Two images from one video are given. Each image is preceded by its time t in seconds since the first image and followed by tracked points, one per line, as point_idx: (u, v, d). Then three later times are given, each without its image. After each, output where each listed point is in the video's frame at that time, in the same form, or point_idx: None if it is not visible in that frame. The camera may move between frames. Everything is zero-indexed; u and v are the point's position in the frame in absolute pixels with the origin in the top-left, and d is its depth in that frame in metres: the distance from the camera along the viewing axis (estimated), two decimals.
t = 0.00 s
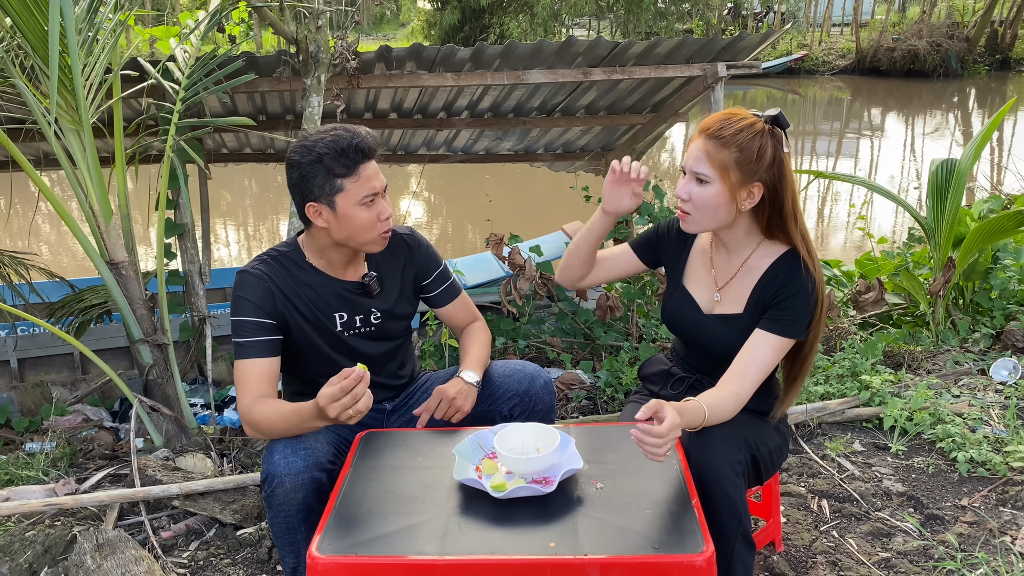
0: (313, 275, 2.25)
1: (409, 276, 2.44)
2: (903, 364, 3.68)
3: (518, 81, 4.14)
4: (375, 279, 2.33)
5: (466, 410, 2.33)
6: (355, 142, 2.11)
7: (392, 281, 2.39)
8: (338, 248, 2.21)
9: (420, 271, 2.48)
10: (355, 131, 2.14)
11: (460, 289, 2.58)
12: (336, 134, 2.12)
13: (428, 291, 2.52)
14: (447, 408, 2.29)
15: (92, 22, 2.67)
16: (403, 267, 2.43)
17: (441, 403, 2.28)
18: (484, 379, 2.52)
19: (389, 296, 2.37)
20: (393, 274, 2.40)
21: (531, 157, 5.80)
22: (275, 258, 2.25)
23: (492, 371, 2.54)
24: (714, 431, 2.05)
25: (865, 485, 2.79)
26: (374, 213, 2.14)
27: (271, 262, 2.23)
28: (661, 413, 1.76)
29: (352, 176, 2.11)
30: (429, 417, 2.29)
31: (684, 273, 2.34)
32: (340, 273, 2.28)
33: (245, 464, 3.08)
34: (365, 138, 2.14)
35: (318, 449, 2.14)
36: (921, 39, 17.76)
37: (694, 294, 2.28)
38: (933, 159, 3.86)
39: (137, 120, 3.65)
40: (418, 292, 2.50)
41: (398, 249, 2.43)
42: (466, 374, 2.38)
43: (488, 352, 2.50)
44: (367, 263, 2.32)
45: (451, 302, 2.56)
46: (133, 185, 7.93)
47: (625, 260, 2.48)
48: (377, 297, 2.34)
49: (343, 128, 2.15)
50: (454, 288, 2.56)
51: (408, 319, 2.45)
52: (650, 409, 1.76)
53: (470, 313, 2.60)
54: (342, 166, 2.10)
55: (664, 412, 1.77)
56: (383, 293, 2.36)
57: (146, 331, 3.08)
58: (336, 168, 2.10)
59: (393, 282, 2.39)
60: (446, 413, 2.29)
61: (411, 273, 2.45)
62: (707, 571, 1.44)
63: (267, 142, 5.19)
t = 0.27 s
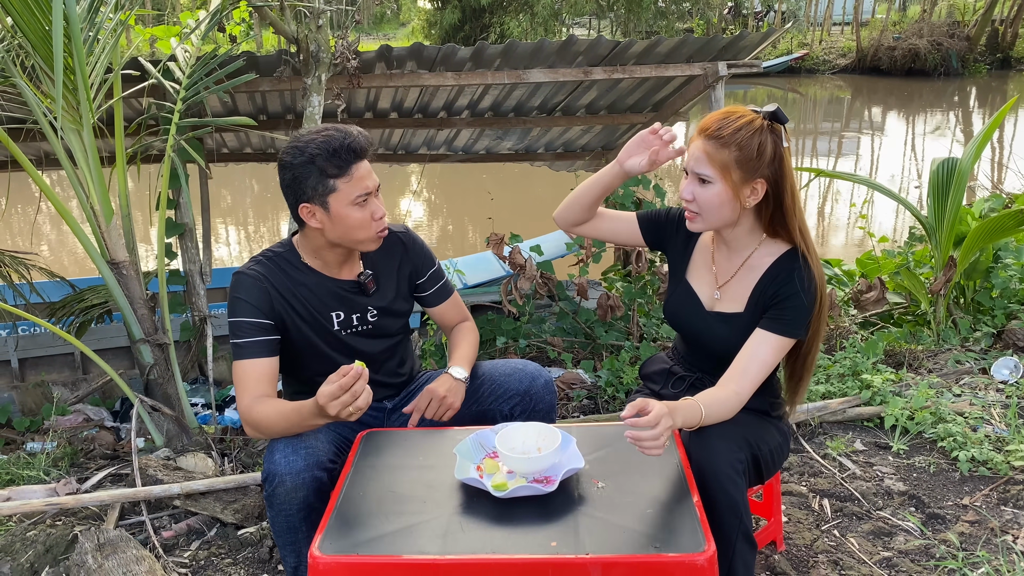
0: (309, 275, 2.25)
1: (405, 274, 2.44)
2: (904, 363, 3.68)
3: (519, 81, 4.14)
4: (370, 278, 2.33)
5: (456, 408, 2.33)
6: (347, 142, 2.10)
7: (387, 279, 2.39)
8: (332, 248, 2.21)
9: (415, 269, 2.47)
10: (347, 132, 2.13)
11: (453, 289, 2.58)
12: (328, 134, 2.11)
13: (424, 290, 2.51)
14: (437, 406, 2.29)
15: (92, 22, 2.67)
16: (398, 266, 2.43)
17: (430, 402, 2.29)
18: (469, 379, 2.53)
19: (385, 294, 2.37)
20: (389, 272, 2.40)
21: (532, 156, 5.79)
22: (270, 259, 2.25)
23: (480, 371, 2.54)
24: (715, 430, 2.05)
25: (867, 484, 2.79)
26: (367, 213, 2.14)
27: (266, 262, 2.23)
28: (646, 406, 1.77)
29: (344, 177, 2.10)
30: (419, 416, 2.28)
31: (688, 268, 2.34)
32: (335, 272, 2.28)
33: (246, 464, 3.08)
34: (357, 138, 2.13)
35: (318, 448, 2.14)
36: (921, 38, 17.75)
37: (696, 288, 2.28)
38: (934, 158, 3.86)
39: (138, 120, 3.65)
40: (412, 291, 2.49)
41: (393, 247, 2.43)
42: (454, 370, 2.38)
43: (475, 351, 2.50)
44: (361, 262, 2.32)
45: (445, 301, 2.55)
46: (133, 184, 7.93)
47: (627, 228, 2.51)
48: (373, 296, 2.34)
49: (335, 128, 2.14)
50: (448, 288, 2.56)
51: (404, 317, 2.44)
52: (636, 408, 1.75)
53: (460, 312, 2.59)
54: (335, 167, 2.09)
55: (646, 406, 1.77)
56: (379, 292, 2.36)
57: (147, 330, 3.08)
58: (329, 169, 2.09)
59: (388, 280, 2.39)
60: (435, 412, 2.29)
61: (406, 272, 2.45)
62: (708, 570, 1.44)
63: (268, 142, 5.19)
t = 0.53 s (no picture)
0: (306, 275, 2.25)
1: (402, 273, 2.44)
2: (905, 363, 3.68)
3: (519, 80, 4.14)
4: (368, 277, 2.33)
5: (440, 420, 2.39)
6: (342, 144, 2.10)
7: (385, 279, 2.38)
8: (329, 249, 2.21)
9: (411, 268, 2.47)
10: (342, 133, 2.12)
11: (445, 289, 2.58)
12: (324, 136, 2.11)
13: (421, 289, 2.51)
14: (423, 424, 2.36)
15: (92, 22, 2.67)
16: (395, 265, 2.42)
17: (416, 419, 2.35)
18: (464, 379, 2.54)
19: (383, 293, 2.37)
20: (386, 271, 2.39)
21: (533, 156, 5.79)
22: (266, 259, 2.25)
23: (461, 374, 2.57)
24: (717, 430, 2.05)
25: (867, 483, 2.79)
26: (363, 214, 2.13)
27: (263, 263, 2.23)
28: (648, 407, 1.77)
29: (340, 179, 2.10)
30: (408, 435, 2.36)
31: (690, 268, 2.34)
32: (332, 273, 2.28)
33: (247, 464, 3.08)
34: (353, 139, 2.13)
35: (318, 448, 2.14)
36: (922, 37, 17.73)
37: (698, 288, 2.28)
38: (935, 157, 3.86)
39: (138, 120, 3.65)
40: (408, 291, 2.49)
41: (389, 247, 2.43)
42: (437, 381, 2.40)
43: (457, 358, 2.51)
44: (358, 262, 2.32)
45: (437, 303, 2.55)
46: (134, 184, 7.93)
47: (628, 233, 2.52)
48: (371, 295, 2.34)
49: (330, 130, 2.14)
50: (441, 288, 2.56)
51: (401, 316, 2.44)
52: (638, 410, 1.75)
53: (448, 315, 2.59)
54: (331, 168, 2.09)
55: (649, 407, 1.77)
56: (377, 291, 2.36)
57: (147, 330, 3.08)
58: (325, 171, 2.09)
59: (385, 280, 2.38)
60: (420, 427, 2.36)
61: (403, 271, 2.45)
62: (709, 570, 1.44)
63: (268, 141, 5.19)
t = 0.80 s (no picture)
0: (306, 276, 2.25)
1: (402, 274, 2.44)
2: (906, 362, 3.68)
3: (519, 79, 4.13)
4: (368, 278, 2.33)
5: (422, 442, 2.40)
6: (344, 145, 2.10)
7: (385, 279, 2.38)
8: (330, 249, 2.21)
9: (412, 269, 2.47)
10: (343, 134, 2.12)
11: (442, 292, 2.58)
12: (325, 138, 2.10)
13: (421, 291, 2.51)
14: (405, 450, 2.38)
15: (92, 22, 2.66)
16: (396, 266, 2.42)
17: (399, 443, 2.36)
18: (465, 378, 2.54)
19: (383, 294, 2.37)
20: (386, 272, 2.39)
21: (533, 155, 5.79)
22: (267, 259, 2.25)
23: (445, 377, 2.59)
24: (717, 429, 2.05)
25: (867, 483, 2.79)
26: (365, 215, 2.13)
27: (264, 263, 2.23)
28: (649, 408, 1.77)
29: (342, 180, 2.10)
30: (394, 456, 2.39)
31: (691, 266, 2.35)
32: (333, 273, 2.28)
33: (247, 463, 3.08)
34: (354, 140, 2.13)
35: (319, 447, 2.14)
36: (922, 36, 17.72)
37: (698, 287, 2.28)
38: (935, 156, 3.86)
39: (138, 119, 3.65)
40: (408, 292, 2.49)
41: (390, 248, 2.43)
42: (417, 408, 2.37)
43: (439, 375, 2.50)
44: (359, 263, 2.32)
45: (431, 307, 2.54)
46: (134, 183, 7.94)
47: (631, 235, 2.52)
48: (371, 296, 2.34)
49: (331, 130, 2.14)
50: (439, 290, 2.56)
51: (401, 317, 2.44)
52: (638, 410, 1.74)
53: (434, 325, 2.57)
54: (333, 170, 2.09)
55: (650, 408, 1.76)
56: (377, 291, 2.36)
57: (147, 330, 3.08)
58: (326, 173, 2.09)
59: (386, 280, 2.38)
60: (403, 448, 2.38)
61: (404, 272, 2.45)
62: (709, 570, 1.44)
63: (268, 140, 5.19)
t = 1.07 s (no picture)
0: (307, 276, 2.24)
1: (403, 274, 2.44)
2: (906, 361, 3.68)
3: (520, 78, 4.13)
4: (369, 277, 2.32)
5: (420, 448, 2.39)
6: (344, 145, 2.10)
7: (386, 279, 2.38)
8: (331, 250, 2.20)
9: (412, 269, 2.47)
10: (344, 134, 2.12)
11: (443, 292, 2.57)
12: (326, 138, 2.10)
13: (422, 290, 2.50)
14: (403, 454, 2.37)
15: (92, 20, 2.66)
16: (396, 266, 2.42)
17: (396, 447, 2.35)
18: (466, 378, 2.54)
19: (384, 294, 2.36)
20: (387, 272, 2.39)
21: (533, 154, 5.78)
22: (268, 259, 2.25)
23: (447, 376, 2.58)
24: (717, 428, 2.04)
25: (868, 482, 2.78)
26: (366, 215, 2.13)
27: (265, 262, 2.23)
28: (647, 409, 1.77)
29: (343, 181, 2.10)
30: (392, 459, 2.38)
31: (687, 266, 2.34)
32: (334, 273, 2.27)
33: (247, 462, 3.08)
34: (354, 140, 2.12)
35: (320, 446, 2.13)
36: (923, 35, 17.71)
37: (695, 288, 2.28)
38: (936, 155, 3.86)
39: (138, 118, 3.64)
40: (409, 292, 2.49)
41: (391, 248, 2.42)
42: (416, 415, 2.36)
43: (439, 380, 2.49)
44: (360, 262, 2.31)
45: (433, 306, 2.54)
46: (134, 182, 7.94)
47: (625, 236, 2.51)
48: (372, 296, 2.33)
49: (332, 131, 2.13)
50: (440, 290, 2.55)
51: (402, 316, 2.44)
52: (637, 411, 1.74)
53: (437, 326, 2.57)
54: (333, 171, 2.09)
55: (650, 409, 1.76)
56: (378, 291, 2.35)
57: (148, 329, 3.08)
58: (328, 173, 2.09)
59: (387, 280, 2.38)
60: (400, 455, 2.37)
61: (405, 271, 2.44)
62: (710, 569, 1.44)
63: (268, 139, 5.19)
